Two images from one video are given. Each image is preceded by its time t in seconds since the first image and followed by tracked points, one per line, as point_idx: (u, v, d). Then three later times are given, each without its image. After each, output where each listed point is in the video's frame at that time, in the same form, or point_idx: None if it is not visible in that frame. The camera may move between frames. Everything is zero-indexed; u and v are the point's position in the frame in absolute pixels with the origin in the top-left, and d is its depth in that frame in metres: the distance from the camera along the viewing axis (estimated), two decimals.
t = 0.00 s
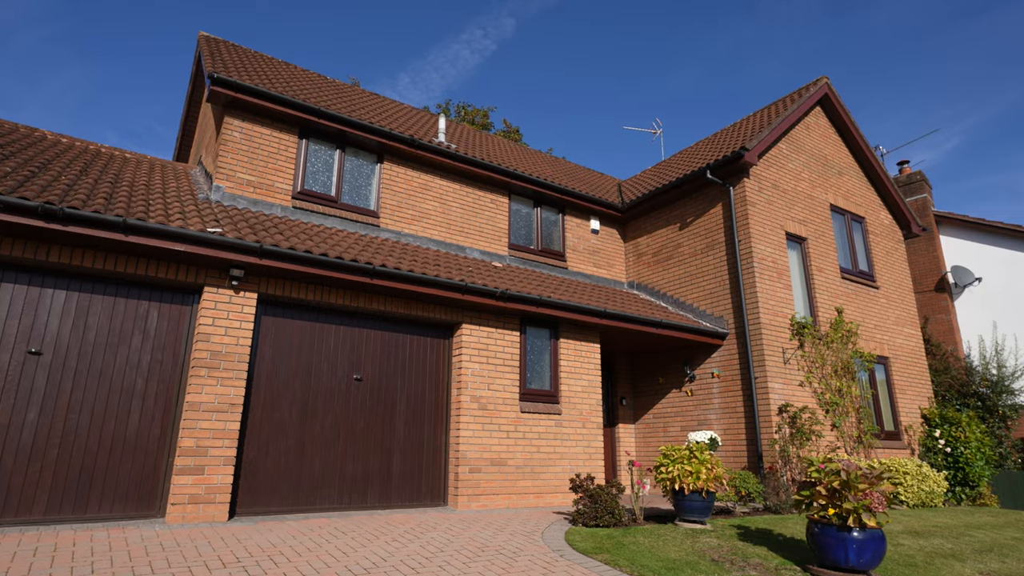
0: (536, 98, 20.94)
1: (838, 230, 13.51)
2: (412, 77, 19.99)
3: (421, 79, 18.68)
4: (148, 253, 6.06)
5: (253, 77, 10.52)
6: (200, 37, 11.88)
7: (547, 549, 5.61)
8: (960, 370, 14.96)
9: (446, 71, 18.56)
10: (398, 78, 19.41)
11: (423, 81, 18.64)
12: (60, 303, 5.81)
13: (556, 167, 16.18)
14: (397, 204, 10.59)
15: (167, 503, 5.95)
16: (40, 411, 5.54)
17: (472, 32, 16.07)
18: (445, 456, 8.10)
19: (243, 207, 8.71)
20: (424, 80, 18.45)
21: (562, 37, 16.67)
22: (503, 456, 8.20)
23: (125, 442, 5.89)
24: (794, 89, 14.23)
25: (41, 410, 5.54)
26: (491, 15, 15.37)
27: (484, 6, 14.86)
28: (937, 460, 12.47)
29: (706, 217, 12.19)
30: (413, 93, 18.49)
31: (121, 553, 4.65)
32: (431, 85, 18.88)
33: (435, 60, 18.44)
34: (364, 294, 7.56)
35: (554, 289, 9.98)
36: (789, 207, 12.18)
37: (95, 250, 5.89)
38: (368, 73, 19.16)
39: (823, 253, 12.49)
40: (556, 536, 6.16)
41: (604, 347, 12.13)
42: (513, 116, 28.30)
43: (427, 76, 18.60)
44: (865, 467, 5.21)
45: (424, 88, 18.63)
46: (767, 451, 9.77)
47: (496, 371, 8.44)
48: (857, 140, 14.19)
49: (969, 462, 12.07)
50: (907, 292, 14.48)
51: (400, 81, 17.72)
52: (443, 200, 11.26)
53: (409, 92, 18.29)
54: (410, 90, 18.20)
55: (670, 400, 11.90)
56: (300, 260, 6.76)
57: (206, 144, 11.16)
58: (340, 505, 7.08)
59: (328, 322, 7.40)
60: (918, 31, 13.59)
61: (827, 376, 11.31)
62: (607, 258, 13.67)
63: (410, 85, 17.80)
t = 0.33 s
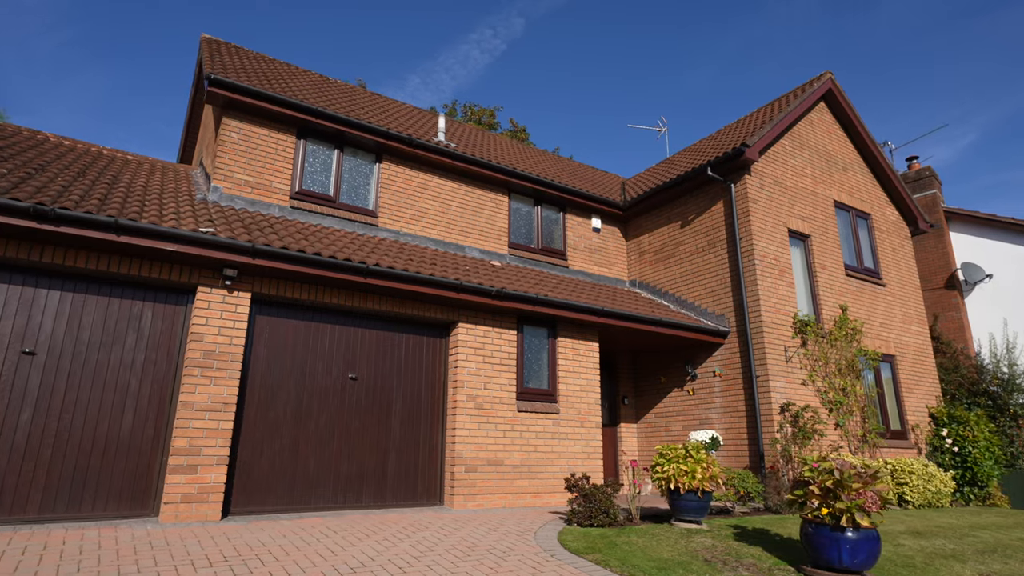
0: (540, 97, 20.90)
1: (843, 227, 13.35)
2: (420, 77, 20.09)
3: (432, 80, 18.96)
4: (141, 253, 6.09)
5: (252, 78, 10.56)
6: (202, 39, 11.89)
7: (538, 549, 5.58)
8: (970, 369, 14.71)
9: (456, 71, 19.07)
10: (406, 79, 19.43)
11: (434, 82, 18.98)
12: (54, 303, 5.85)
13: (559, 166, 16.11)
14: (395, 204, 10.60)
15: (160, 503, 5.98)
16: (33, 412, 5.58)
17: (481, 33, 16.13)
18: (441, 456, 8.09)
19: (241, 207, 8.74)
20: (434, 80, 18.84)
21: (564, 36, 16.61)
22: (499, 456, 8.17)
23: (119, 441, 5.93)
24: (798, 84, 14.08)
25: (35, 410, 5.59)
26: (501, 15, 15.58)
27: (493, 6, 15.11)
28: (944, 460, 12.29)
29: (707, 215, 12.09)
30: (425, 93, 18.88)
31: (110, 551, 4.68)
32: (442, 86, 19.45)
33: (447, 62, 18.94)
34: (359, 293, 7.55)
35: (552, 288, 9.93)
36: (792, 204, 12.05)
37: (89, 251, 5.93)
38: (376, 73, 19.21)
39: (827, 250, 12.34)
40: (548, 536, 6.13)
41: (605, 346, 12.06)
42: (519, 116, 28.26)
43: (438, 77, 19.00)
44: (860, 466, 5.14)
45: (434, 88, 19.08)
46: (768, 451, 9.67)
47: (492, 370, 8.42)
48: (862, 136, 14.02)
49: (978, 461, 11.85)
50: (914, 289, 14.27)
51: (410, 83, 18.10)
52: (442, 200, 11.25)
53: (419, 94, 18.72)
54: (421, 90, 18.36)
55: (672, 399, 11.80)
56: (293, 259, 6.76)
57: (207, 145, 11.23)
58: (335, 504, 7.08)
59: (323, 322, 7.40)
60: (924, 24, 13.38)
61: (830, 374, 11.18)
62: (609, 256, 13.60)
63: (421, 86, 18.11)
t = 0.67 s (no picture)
0: (542, 96, 20.88)
1: (845, 224, 13.21)
2: (430, 79, 20.26)
3: (440, 82, 19.22)
4: (131, 253, 6.12)
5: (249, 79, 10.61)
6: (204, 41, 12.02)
7: (526, 548, 5.56)
8: (978, 367, 14.49)
9: (463, 72, 19.04)
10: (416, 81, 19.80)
11: (443, 84, 19.08)
12: (46, 302, 5.90)
13: (560, 165, 16.06)
14: (392, 203, 10.61)
15: (151, 501, 6.02)
16: (25, 410, 5.63)
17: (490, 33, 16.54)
18: (435, 455, 8.09)
19: (236, 208, 8.78)
20: (443, 82, 18.91)
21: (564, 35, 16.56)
22: (494, 455, 8.16)
23: (110, 440, 5.98)
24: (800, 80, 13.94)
25: (26, 409, 5.64)
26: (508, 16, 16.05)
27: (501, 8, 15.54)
28: (949, 459, 12.14)
29: (707, 212, 12.00)
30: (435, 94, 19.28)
31: (95, 548, 4.71)
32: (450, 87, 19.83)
33: (456, 63, 19.31)
34: (351, 292, 7.55)
35: (549, 286, 9.89)
36: (792, 201, 11.93)
37: (80, 251, 5.97)
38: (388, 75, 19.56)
39: (828, 247, 12.21)
40: (538, 536, 6.10)
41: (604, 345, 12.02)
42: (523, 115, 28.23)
43: (448, 79, 19.42)
44: (851, 464, 5.08)
45: (443, 89, 19.18)
46: (767, 450, 9.58)
47: (487, 369, 8.40)
48: (865, 132, 13.87)
49: (983, 461, 11.67)
50: (919, 286, 14.09)
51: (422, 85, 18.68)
52: (439, 199, 11.25)
53: (427, 95, 18.89)
54: (430, 91, 18.56)
55: (672, 398, 11.72)
56: (284, 259, 6.76)
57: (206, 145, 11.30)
58: (328, 502, 7.10)
59: (315, 321, 7.41)
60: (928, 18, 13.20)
61: (832, 373, 11.06)
62: (608, 255, 13.54)
63: (430, 88, 18.64)
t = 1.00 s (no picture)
0: (544, 95, 20.86)
1: (846, 221, 13.07)
2: (439, 80, 20.35)
3: (450, 82, 19.54)
4: (120, 253, 6.15)
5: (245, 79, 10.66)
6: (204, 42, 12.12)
7: (511, 547, 5.54)
8: (984, 365, 14.29)
9: (471, 73, 19.21)
10: (426, 82, 20.07)
11: (451, 85, 19.31)
12: (36, 302, 5.96)
13: (560, 163, 16.02)
14: (387, 203, 10.62)
15: (140, 499, 6.05)
16: (14, 410, 5.69)
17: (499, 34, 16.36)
18: (427, 454, 8.08)
19: (230, 208, 8.83)
20: (451, 83, 19.30)
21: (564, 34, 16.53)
22: (486, 453, 8.15)
23: (100, 439, 6.02)
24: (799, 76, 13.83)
25: (16, 409, 5.70)
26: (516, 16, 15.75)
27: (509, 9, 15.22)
28: (952, 458, 11.97)
29: (704, 210, 11.92)
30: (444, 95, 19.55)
31: (79, 546, 4.73)
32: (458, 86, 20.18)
33: (464, 63, 19.38)
34: (342, 291, 7.56)
35: (543, 284, 9.87)
36: (791, 198, 11.83)
37: (69, 251, 6.01)
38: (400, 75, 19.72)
39: (828, 244, 12.09)
40: (526, 534, 6.09)
41: (602, 344, 11.97)
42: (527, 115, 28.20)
43: (457, 79, 19.58)
44: (837, 461, 5.01)
45: (451, 90, 19.44)
46: (765, 449, 9.51)
47: (479, 368, 8.39)
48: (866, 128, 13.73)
49: (987, 460, 11.53)
50: (922, 283, 13.94)
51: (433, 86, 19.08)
52: (435, 198, 11.25)
53: (437, 96, 19.05)
54: (439, 93, 18.93)
55: (670, 397, 11.65)
56: (272, 258, 6.77)
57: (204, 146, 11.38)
58: (319, 501, 7.11)
59: (305, 320, 7.42)
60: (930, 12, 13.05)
61: (831, 371, 10.97)
62: (607, 253, 13.49)
63: (439, 89, 18.91)
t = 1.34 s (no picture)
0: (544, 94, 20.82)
1: (845, 218, 12.94)
2: (448, 81, 20.21)
3: (457, 83, 19.59)
4: (107, 253, 6.19)
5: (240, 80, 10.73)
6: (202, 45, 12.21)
7: (494, 545, 5.55)
8: (989, 364, 14.10)
9: (480, 73, 19.08)
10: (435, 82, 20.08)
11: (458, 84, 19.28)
12: (25, 303, 6.02)
13: (559, 162, 15.99)
14: (381, 202, 10.63)
15: (127, 498, 6.10)
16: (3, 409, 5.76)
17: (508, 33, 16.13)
18: (418, 453, 8.08)
19: (223, 208, 8.90)
20: (460, 81, 19.34)
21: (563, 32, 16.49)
22: (476, 452, 8.14)
23: (88, 438, 6.07)
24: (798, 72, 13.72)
25: (5, 408, 5.77)
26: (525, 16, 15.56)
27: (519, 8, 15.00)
28: (953, 457, 11.81)
29: (700, 208, 11.85)
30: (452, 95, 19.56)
31: (61, 543, 4.77)
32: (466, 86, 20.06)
33: (471, 63, 19.32)
34: (331, 290, 7.57)
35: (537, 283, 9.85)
36: (788, 195, 11.75)
37: (56, 251, 6.06)
38: (406, 76, 19.79)
39: (826, 241, 11.99)
40: (511, 533, 6.10)
41: (598, 343, 11.93)
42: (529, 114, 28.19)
43: (465, 79, 19.52)
44: (819, 458, 4.96)
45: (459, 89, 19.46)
46: (760, 447, 9.45)
47: (470, 367, 8.39)
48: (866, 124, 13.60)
49: (989, 459, 11.39)
50: (924, 280, 13.80)
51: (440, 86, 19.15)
52: (430, 197, 11.26)
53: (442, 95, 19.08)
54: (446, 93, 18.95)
55: (667, 396, 11.60)
56: (259, 258, 6.78)
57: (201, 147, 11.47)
58: (307, 500, 7.13)
59: (294, 320, 7.45)
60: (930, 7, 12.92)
61: (829, 370, 10.87)
62: (604, 252, 13.45)
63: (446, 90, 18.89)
